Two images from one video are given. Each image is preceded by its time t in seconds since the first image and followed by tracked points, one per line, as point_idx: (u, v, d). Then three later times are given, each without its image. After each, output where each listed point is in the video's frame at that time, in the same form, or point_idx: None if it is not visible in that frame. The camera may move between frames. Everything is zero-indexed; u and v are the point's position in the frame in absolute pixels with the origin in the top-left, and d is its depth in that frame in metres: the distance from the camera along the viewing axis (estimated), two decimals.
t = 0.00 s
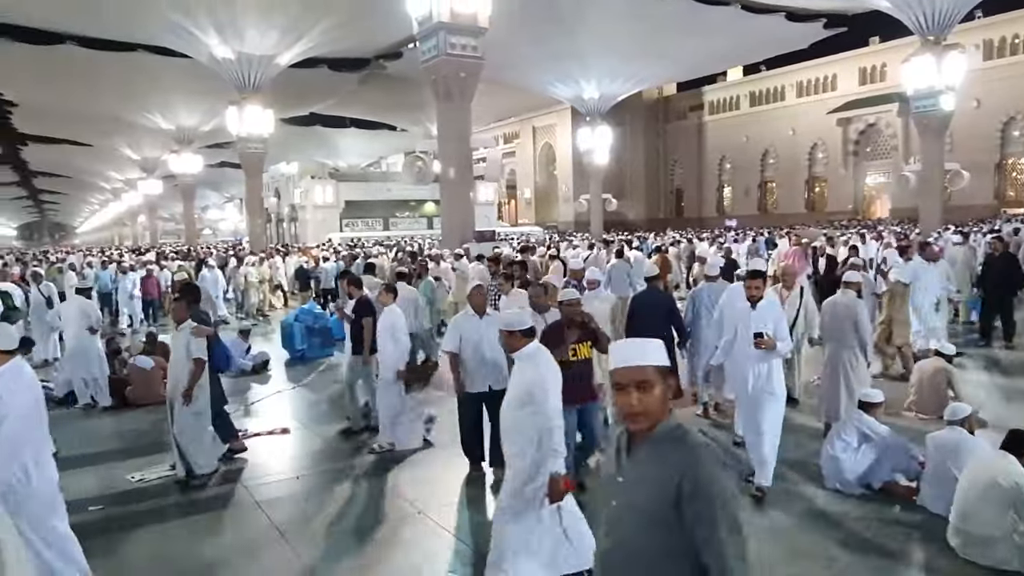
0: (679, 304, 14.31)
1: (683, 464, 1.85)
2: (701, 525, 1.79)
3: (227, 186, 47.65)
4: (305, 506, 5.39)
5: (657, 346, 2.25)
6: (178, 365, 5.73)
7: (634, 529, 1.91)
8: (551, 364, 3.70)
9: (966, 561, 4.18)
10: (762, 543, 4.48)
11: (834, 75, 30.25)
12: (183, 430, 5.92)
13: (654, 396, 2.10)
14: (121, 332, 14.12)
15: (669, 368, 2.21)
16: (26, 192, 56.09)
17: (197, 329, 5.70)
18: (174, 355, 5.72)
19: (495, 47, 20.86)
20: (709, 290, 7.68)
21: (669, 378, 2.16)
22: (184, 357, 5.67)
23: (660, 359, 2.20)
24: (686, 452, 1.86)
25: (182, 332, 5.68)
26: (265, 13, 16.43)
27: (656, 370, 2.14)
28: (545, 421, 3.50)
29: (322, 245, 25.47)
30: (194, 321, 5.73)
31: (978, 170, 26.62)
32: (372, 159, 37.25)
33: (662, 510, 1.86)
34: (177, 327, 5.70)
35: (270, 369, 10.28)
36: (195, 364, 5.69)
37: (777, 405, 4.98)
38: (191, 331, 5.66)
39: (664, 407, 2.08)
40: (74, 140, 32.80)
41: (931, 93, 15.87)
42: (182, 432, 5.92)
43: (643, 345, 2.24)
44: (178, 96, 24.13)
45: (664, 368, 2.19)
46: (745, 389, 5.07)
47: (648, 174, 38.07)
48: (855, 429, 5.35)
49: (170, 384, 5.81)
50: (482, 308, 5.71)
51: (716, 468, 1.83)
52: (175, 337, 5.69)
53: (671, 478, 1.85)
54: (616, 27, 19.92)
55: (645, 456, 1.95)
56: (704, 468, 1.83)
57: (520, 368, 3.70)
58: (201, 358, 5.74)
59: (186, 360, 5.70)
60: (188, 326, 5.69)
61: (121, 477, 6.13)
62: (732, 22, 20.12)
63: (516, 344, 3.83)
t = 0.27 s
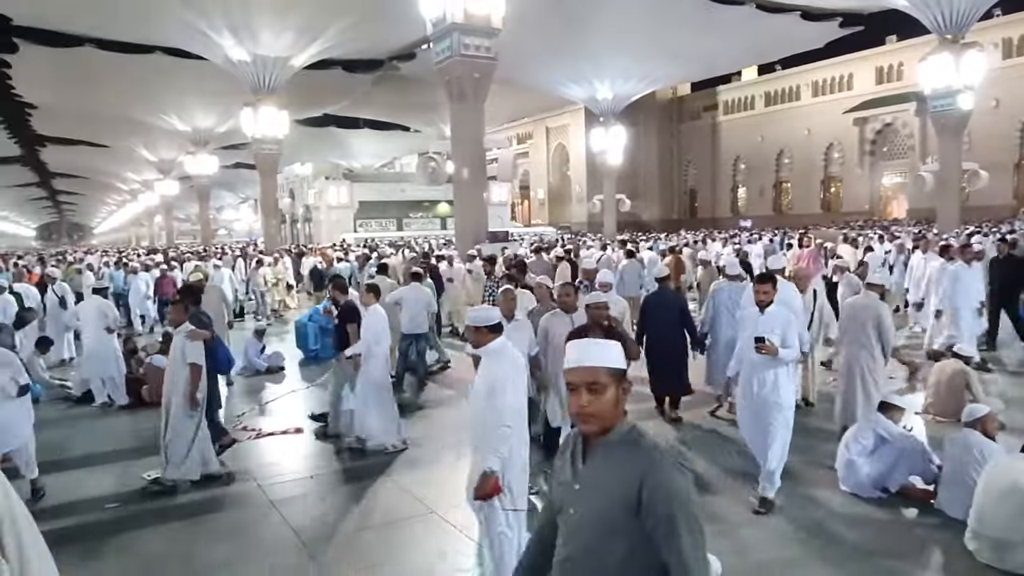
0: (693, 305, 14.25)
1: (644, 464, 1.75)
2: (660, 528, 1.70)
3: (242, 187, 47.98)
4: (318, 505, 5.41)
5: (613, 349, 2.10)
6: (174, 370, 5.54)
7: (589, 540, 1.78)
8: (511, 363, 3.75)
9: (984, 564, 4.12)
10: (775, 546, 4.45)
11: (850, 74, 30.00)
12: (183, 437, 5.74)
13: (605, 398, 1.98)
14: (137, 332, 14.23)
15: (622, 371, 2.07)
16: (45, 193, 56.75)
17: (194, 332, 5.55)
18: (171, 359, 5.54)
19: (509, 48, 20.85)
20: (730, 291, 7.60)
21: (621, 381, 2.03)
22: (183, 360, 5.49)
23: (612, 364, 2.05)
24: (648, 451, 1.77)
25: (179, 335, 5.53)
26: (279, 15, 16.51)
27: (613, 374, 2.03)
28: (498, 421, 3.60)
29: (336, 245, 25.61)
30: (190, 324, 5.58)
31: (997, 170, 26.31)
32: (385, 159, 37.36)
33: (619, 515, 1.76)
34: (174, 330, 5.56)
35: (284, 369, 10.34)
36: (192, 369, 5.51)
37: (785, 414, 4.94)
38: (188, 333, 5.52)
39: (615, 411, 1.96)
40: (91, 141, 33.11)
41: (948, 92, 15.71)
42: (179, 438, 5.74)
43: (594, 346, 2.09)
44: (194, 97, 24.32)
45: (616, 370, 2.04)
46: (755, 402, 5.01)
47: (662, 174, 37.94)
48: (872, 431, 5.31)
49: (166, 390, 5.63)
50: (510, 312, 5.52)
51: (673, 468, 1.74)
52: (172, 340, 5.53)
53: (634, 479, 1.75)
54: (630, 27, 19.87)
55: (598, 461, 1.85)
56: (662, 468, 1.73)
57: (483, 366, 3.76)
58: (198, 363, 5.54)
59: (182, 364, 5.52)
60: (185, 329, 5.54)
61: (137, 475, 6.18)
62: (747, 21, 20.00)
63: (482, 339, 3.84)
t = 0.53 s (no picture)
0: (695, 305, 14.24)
1: (585, 488, 1.87)
2: (595, 554, 1.81)
3: (245, 186, 48.02)
4: (320, 504, 5.42)
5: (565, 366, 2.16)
6: (157, 372, 5.63)
7: (526, 561, 1.87)
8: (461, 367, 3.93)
9: (987, 566, 4.11)
10: (777, 546, 4.44)
11: (853, 74, 29.96)
12: (169, 439, 5.77)
13: (545, 419, 2.05)
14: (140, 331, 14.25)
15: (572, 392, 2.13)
16: (49, 192, 56.84)
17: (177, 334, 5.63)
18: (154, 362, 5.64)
19: (512, 47, 20.84)
20: (736, 292, 7.62)
21: (568, 402, 2.10)
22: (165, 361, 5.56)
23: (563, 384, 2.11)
24: (589, 477, 1.88)
25: (161, 338, 5.62)
26: (282, 15, 16.54)
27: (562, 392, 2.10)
28: (446, 427, 3.78)
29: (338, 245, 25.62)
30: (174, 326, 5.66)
31: (1001, 170, 26.24)
32: (388, 159, 37.38)
33: (557, 536, 1.86)
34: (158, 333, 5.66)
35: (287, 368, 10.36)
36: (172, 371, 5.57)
37: (778, 419, 4.88)
38: (172, 336, 5.60)
39: (555, 433, 2.04)
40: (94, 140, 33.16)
41: (952, 92, 15.70)
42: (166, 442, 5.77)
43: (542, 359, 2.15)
44: (197, 97, 24.34)
45: (565, 392, 2.10)
46: (752, 405, 4.93)
47: (665, 174, 37.91)
48: (874, 431, 5.29)
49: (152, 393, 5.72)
50: (527, 314, 5.28)
51: (612, 494, 1.86)
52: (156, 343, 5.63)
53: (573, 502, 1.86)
54: (633, 27, 19.85)
55: (540, 480, 1.95)
56: (601, 494, 1.85)
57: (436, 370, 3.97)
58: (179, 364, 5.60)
59: (164, 366, 5.58)
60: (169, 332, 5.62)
61: (142, 474, 6.19)
62: (750, 21, 19.97)
63: (437, 346, 4.06)
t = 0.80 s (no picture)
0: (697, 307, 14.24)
1: (508, 510, 1.82)
2: None
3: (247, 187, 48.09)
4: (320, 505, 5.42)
5: (510, 385, 2.02)
6: (141, 373, 5.58)
7: None
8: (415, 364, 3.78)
9: (989, 569, 4.10)
10: (778, 548, 4.43)
11: (856, 76, 29.94)
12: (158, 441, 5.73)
13: (475, 443, 1.94)
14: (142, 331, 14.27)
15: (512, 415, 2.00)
16: (52, 193, 56.98)
17: (161, 334, 5.59)
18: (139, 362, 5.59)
19: (514, 49, 20.85)
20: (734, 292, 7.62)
21: (504, 426, 1.97)
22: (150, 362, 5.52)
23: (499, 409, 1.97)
24: (512, 502, 1.83)
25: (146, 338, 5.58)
26: (285, 16, 16.57)
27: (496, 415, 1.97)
28: (408, 428, 3.61)
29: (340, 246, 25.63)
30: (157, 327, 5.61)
31: (1003, 172, 26.21)
32: (390, 160, 37.42)
33: (476, 560, 1.82)
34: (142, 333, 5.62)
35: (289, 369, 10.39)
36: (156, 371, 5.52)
37: (766, 424, 4.79)
38: (156, 336, 5.56)
39: (484, 457, 1.94)
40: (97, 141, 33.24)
41: (954, 94, 15.70)
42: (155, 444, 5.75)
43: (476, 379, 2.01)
44: (199, 98, 24.38)
45: (500, 418, 1.97)
46: (743, 409, 4.81)
47: (667, 175, 37.90)
48: (877, 434, 5.27)
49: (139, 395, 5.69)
50: (536, 321, 4.96)
51: (537, 524, 1.80)
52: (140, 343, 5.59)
53: (493, 525, 1.81)
54: (636, 28, 19.84)
55: (464, 504, 1.90)
56: (525, 519, 1.80)
57: (390, 369, 3.82)
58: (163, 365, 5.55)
59: (149, 365, 5.53)
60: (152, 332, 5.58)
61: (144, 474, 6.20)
62: (752, 22, 19.96)
63: (388, 344, 3.94)
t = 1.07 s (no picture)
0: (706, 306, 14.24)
1: (472, 516, 1.73)
2: None
3: (255, 186, 48.25)
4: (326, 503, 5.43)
5: (440, 399, 1.83)
6: (142, 370, 5.54)
7: None
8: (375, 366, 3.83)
9: (999, 569, 4.08)
10: (784, 549, 4.41)
11: (865, 74, 29.80)
12: (161, 434, 5.73)
13: (419, 463, 1.80)
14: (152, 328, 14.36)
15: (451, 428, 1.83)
16: (62, 190, 57.29)
17: (160, 332, 5.57)
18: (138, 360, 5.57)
19: (521, 47, 20.83)
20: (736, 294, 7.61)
21: (447, 439, 1.82)
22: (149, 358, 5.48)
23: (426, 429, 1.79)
24: (473, 511, 1.74)
25: (145, 336, 5.57)
26: (293, 15, 16.62)
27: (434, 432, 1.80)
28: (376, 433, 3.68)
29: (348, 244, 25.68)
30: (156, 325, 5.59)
31: (1013, 171, 26.05)
32: (398, 159, 37.48)
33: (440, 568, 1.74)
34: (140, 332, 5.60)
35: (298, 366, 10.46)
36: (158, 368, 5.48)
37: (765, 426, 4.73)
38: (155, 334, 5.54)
39: (430, 474, 1.81)
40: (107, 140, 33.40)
41: (964, 93, 15.62)
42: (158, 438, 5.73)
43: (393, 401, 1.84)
44: (208, 96, 24.48)
45: (438, 435, 1.80)
46: (747, 410, 4.72)
47: (674, 174, 37.83)
48: (885, 433, 5.23)
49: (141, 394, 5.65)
50: (543, 320, 4.84)
51: (500, 528, 1.73)
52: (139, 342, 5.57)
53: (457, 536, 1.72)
54: (644, 27, 19.84)
55: (419, 512, 1.79)
56: (490, 525, 1.73)
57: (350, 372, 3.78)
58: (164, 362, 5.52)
59: (150, 362, 5.49)
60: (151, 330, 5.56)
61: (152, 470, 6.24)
62: (760, 21, 19.89)
63: (346, 349, 3.90)
